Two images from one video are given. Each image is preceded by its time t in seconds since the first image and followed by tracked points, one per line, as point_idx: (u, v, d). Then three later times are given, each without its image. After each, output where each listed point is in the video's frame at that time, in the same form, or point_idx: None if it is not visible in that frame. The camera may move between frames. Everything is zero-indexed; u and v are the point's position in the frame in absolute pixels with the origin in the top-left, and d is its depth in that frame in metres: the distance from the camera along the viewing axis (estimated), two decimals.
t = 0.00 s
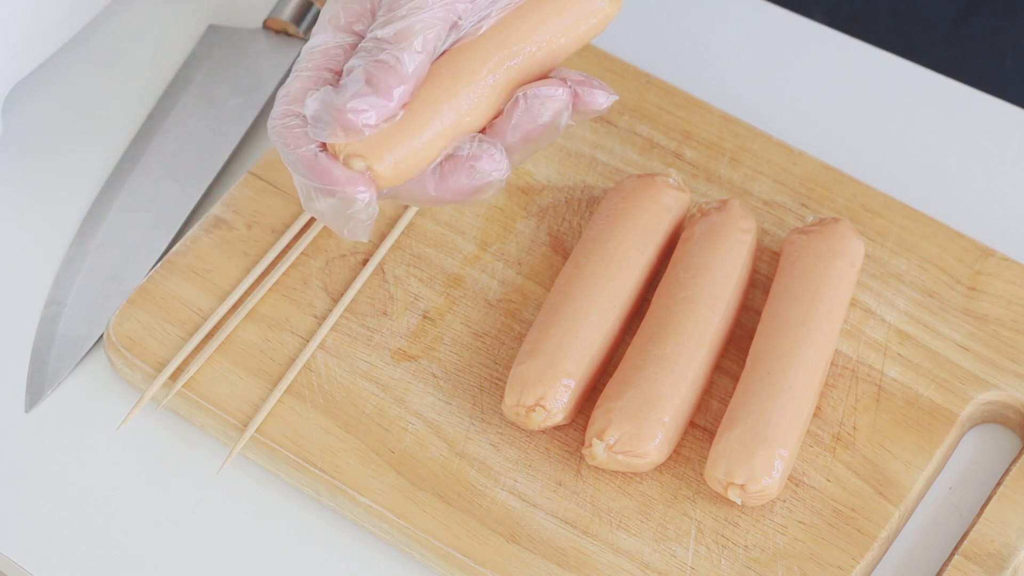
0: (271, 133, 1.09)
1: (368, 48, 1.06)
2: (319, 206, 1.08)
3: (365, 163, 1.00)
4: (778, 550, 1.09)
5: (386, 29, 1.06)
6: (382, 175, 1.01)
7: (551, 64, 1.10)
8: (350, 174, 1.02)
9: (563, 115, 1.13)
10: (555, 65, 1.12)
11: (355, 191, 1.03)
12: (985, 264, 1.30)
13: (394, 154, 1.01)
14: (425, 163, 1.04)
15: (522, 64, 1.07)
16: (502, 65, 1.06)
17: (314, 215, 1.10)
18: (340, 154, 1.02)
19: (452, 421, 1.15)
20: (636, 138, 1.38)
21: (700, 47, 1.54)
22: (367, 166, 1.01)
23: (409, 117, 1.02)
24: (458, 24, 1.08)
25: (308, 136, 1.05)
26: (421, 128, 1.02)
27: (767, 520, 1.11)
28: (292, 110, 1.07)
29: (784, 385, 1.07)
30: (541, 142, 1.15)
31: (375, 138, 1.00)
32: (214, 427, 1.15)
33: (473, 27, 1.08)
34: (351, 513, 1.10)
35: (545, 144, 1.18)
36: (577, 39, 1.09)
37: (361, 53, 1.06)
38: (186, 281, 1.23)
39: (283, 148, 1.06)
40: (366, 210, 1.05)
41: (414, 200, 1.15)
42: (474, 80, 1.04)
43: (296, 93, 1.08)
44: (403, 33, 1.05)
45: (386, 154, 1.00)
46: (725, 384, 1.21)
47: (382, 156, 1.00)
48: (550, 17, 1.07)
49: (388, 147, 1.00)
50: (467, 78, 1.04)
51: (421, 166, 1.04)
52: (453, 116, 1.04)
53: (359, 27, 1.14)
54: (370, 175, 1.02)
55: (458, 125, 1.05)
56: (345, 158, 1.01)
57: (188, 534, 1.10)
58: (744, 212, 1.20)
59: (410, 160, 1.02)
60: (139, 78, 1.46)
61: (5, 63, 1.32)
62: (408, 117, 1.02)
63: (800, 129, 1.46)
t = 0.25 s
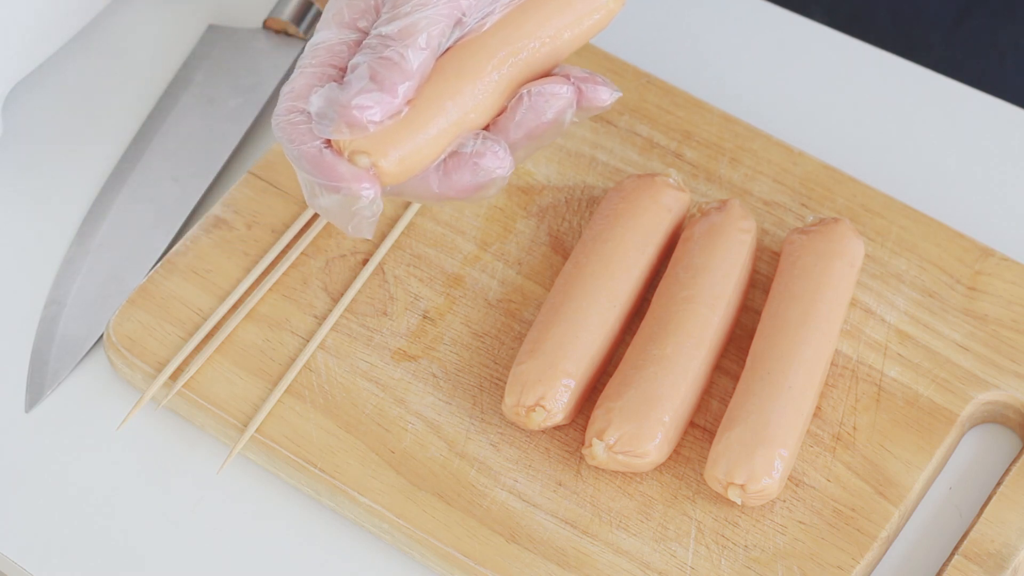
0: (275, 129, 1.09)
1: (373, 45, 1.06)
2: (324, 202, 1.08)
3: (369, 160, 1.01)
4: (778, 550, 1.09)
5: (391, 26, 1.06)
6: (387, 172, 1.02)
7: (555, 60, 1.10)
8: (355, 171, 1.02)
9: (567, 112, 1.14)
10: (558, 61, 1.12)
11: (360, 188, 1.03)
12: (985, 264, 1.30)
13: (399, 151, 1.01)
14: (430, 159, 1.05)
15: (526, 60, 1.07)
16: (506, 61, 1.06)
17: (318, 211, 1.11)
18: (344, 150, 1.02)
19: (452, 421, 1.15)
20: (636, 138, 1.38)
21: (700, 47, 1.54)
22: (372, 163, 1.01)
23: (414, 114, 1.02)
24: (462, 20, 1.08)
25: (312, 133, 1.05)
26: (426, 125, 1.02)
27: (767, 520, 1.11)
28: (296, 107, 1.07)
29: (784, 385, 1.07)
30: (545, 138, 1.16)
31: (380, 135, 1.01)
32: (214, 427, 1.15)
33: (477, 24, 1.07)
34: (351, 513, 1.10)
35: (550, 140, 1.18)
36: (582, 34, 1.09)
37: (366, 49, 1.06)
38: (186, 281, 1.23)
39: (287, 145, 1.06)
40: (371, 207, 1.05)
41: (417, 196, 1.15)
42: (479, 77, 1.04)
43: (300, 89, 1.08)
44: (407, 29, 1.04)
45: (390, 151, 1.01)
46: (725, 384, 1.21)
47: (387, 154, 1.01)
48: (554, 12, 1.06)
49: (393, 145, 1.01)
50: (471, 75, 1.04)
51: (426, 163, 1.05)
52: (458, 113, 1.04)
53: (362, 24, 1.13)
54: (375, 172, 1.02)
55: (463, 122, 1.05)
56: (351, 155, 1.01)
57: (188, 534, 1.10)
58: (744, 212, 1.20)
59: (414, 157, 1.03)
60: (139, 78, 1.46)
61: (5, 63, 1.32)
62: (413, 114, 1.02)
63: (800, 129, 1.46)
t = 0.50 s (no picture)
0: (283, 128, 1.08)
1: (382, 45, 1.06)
2: (334, 202, 1.08)
3: (379, 160, 1.01)
4: (778, 550, 1.09)
5: (400, 26, 1.06)
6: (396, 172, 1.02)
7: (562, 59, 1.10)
8: (364, 170, 1.03)
9: (575, 111, 1.14)
10: (565, 62, 1.12)
11: (368, 188, 1.03)
12: (985, 264, 1.30)
13: (408, 151, 1.02)
14: (439, 159, 1.05)
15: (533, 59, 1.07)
16: (514, 60, 1.06)
17: (327, 210, 1.11)
18: (354, 151, 1.02)
19: (452, 421, 1.15)
20: (636, 138, 1.38)
21: (699, 47, 1.54)
22: (382, 163, 1.02)
23: (423, 114, 1.02)
24: (470, 19, 1.07)
25: (320, 132, 1.04)
26: (435, 124, 1.02)
27: (767, 520, 1.11)
28: (304, 106, 1.07)
29: (784, 385, 1.07)
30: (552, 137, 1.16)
31: (390, 135, 1.01)
32: (214, 427, 1.15)
33: (485, 23, 1.08)
34: (351, 513, 1.10)
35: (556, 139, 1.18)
36: (589, 33, 1.10)
37: (374, 49, 1.06)
38: (186, 281, 1.23)
39: (296, 144, 1.06)
40: (379, 207, 1.05)
41: (424, 195, 1.15)
42: (487, 76, 1.04)
43: (309, 89, 1.08)
44: (416, 29, 1.04)
45: (400, 150, 1.01)
46: (725, 385, 1.21)
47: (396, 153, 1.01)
48: (560, 11, 1.07)
49: (402, 144, 1.01)
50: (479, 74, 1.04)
51: (435, 162, 1.05)
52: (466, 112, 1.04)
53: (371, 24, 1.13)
54: (384, 172, 1.03)
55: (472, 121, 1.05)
56: (360, 155, 1.02)
57: (187, 534, 1.10)
58: (744, 212, 1.20)
59: (424, 156, 1.03)
60: (138, 78, 1.46)
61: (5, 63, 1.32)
62: (421, 113, 1.02)
63: (799, 129, 1.46)
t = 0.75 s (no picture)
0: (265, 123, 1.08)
1: (372, 47, 1.06)
2: (307, 202, 1.10)
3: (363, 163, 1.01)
4: (778, 550, 1.09)
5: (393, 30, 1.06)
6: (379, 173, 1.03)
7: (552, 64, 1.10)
8: (339, 174, 1.05)
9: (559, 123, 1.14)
10: (552, 70, 1.12)
11: (342, 193, 1.06)
12: (985, 263, 1.30)
13: (392, 154, 1.02)
14: (422, 161, 1.05)
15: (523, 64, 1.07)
16: (503, 65, 1.06)
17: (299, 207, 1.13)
18: (337, 154, 1.02)
19: (452, 421, 1.15)
20: (636, 138, 1.38)
21: (699, 47, 1.54)
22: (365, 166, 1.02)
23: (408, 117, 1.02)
24: (461, 25, 1.08)
25: (303, 130, 1.05)
26: (420, 128, 1.03)
27: (767, 520, 1.11)
28: (288, 103, 1.07)
29: (784, 385, 1.07)
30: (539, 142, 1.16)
31: (376, 138, 1.01)
32: (214, 427, 1.15)
33: (476, 28, 1.08)
34: (351, 513, 1.10)
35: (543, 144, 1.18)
36: (581, 39, 1.09)
37: (366, 51, 1.07)
38: (186, 281, 1.23)
39: (277, 141, 1.06)
40: (352, 213, 1.09)
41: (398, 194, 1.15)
42: (474, 81, 1.04)
43: (294, 86, 1.07)
44: (409, 34, 1.05)
45: (384, 154, 1.01)
46: (725, 384, 1.21)
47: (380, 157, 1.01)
48: (551, 16, 1.07)
49: (386, 147, 1.01)
50: (467, 77, 1.04)
51: (417, 164, 1.05)
52: (451, 116, 1.04)
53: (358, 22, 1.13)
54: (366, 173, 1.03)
55: (456, 124, 1.05)
56: (343, 158, 1.02)
57: (187, 534, 1.10)
58: (744, 212, 1.20)
59: (407, 159, 1.03)
60: (139, 78, 1.46)
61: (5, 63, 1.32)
62: (409, 117, 1.02)
63: (799, 129, 1.46)
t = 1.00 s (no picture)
0: (264, 115, 1.07)
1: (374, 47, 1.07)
2: (303, 194, 1.08)
3: (364, 164, 1.01)
4: (778, 550, 1.09)
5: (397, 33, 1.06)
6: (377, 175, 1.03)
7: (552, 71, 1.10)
8: (344, 170, 1.03)
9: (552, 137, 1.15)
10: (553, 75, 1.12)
11: (346, 188, 1.03)
12: (985, 263, 1.30)
13: (393, 156, 1.02)
14: (422, 163, 1.05)
15: (525, 71, 1.07)
16: (507, 71, 1.06)
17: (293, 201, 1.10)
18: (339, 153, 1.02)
19: (452, 422, 1.15)
20: (636, 138, 1.38)
21: (699, 47, 1.54)
22: (366, 167, 1.02)
23: (407, 121, 1.02)
24: (464, 31, 1.08)
25: (303, 124, 1.04)
26: (420, 131, 1.02)
27: (767, 520, 1.11)
28: (288, 94, 1.06)
29: (784, 385, 1.07)
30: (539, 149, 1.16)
31: (377, 140, 1.01)
32: (214, 427, 1.15)
33: (478, 34, 1.08)
34: (351, 513, 1.10)
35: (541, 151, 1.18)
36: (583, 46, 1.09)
37: (370, 52, 1.07)
38: (186, 281, 1.23)
39: (276, 134, 1.05)
40: (352, 210, 1.05)
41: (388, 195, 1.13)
42: (476, 85, 1.04)
43: (294, 78, 1.07)
44: (414, 39, 1.05)
45: (384, 155, 1.01)
46: (725, 384, 1.21)
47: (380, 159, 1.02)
48: (553, 23, 1.07)
49: (387, 149, 1.01)
50: (467, 82, 1.04)
51: (416, 168, 1.05)
52: (450, 119, 1.04)
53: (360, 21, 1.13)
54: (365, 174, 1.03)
55: (456, 128, 1.05)
56: (346, 157, 1.01)
57: (187, 534, 1.10)
58: (744, 212, 1.20)
59: (406, 162, 1.03)
60: (138, 78, 1.46)
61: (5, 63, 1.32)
62: (411, 120, 1.02)
63: (799, 130, 1.46)
